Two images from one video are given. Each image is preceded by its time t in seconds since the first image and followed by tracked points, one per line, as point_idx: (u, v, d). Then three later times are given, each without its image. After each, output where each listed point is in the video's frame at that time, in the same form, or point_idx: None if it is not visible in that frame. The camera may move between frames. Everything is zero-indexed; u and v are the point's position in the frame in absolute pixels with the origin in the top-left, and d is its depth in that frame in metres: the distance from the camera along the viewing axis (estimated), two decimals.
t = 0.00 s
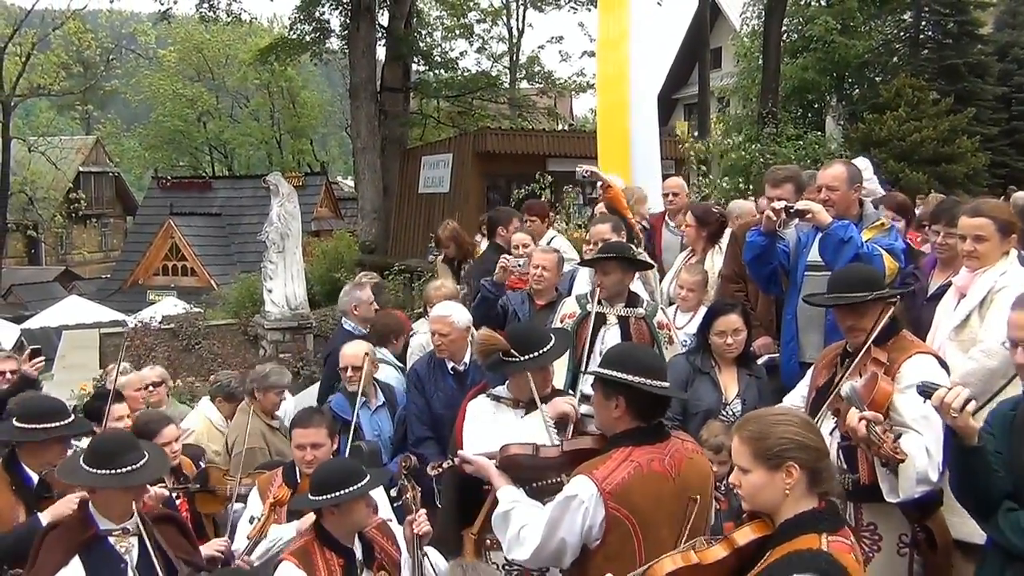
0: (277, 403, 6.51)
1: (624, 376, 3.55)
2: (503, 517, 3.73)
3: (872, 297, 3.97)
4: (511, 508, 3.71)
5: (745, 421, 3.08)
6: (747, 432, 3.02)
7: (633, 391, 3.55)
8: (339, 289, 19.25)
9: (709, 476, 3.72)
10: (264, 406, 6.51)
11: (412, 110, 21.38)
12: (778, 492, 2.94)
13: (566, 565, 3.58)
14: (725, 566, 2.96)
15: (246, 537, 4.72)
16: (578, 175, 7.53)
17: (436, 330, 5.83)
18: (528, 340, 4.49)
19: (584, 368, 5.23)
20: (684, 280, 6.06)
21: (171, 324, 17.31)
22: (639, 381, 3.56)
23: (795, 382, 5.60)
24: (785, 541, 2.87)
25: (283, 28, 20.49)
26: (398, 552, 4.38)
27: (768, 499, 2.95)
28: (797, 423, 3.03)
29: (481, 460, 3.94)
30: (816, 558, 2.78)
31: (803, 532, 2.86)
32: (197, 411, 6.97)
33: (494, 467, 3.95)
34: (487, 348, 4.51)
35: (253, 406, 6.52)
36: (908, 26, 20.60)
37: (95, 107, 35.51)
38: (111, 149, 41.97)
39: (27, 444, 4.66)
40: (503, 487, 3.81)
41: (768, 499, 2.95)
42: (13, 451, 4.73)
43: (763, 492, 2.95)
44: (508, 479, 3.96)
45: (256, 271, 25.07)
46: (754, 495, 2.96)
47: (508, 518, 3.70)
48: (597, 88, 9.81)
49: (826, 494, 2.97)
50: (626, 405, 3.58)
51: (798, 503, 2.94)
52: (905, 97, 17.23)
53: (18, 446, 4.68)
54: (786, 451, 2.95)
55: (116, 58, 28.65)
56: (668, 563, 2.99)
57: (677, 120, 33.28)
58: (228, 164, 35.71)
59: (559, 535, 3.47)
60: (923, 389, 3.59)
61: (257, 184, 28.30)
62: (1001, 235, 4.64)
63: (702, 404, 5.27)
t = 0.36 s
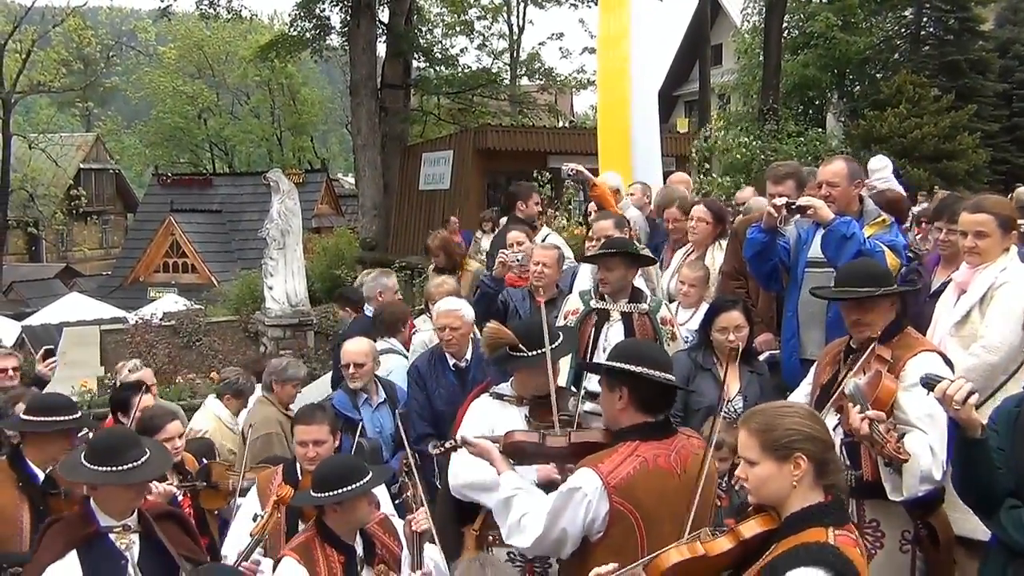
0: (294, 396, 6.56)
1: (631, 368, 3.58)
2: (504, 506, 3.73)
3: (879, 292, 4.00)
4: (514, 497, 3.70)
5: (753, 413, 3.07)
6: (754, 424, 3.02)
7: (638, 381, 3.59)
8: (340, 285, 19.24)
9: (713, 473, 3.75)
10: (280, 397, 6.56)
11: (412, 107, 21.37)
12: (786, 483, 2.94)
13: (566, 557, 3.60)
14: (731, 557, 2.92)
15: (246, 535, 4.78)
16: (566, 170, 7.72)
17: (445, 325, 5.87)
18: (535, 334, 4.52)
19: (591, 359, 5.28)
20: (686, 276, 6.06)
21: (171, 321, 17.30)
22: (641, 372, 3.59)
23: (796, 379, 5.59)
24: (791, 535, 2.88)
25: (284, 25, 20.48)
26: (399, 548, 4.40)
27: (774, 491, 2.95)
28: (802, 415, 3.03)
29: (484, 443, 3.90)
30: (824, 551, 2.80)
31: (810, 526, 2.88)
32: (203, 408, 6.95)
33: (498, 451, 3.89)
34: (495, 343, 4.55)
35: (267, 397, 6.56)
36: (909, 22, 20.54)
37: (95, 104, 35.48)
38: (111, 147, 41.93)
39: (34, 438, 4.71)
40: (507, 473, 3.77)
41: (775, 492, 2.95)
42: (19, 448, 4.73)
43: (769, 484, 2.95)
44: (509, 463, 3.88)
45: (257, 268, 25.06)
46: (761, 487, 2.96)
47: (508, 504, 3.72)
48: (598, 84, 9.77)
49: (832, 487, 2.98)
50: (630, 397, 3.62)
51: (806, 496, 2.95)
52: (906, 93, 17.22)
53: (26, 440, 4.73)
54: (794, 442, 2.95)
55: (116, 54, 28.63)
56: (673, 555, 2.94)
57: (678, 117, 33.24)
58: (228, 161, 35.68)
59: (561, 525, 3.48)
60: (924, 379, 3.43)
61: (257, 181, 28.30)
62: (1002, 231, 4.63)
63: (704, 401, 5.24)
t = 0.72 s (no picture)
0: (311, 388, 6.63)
1: (612, 365, 3.62)
2: (498, 505, 3.68)
3: (875, 287, 3.98)
4: (509, 497, 3.67)
5: (759, 413, 3.08)
6: (765, 426, 3.02)
7: (632, 378, 3.60)
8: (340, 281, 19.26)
9: (714, 471, 3.77)
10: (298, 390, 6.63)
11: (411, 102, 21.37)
12: (795, 483, 2.97)
13: (567, 557, 3.60)
14: (738, 561, 3.01)
15: (246, 531, 4.75)
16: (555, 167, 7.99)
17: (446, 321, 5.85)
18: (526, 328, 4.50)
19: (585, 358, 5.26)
20: (685, 270, 6.06)
21: (171, 317, 17.29)
22: (638, 368, 3.62)
23: (794, 376, 5.57)
24: (803, 534, 2.89)
25: (282, 21, 20.45)
26: (398, 544, 4.40)
27: (784, 490, 2.97)
28: (809, 414, 3.06)
29: (476, 441, 3.91)
30: (838, 551, 2.83)
31: (822, 525, 2.89)
32: (207, 406, 6.94)
33: (490, 450, 3.91)
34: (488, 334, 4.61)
35: (286, 392, 6.61)
36: (908, 17, 20.53)
37: (94, 99, 35.43)
38: (110, 143, 41.92)
39: (24, 432, 4.67)
40: (501, 473, 3.77)
41: (784, 491, 2.97)
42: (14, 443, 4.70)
43: (778, 484, 2.97)
44: (505, 463, 3.92)
45: (256, 264, 25.08)
46: (771, 487, 2.97)
47: (503, 504, 3.68)
48: (597, 81, 9.78)
49: (833, 485, 3.03)
50: (628, 396, 3.64)
51: (813, 494, 2.98)
52: (905, 89, 17.24)
53: (17, 435, 4.68)
54: (806, 443, 2.99)
55: (115, 50, 28.60)
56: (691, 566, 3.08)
57: (677, 113, 33.23)
58: (227, 157, 35.72)
59: (561, 527, 3.47)
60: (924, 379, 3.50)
61: (256, 177, 28.27)
62: (1001, 226, 4.63)
63: (703, 396, 5.27)
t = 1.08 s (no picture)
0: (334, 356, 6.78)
1: (616, 350, 3.58)
2: (497, 486, 3.75)
3: (875, 271, 3.96)
4: (507, 479, 3.72)
5: (757, 399, 3.05)
6: (763, 412, 3.00)
7: (632, 363, 3.57)
8: (339, 271, 19.23)
9: (712, 455, 3.79)
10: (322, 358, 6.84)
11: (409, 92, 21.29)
12: (793, 469, 2.96)
13: (563, 539, 3.65)
14: (735, 544, 2.98)
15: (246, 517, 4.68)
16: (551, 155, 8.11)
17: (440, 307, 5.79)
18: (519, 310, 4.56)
19: (584, 345, 5.20)
20: (685, 257, 6.04)
21: (169, 307, 17.25)
22: (636, 353, 3.59)
23: (791, 361, 5.56)
24: (801, 515, 2.91)
25: (280, 10, 20.35)
26: (395, 529, 4.38)
27: (781, 474, 2.96)
28: (807, 399, 3.03)
29: (477, 423, 3.90)
30: (836, 533, 2.85)
31: (819, 506, 2.92)
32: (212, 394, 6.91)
33: (492, 433, 3.91)
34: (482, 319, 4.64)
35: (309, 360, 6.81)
36: (909, 5, 20.39)
37: (91, 90, 35.27)
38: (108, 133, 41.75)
39: (16, 423, 4.71)
40: (500, 455, 3.80)
41: (782, 476, 2.96)
42: (6, 432, 4.68)
43: (777, 469, 2.95)
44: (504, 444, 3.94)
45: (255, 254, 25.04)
46: (769, 473, 2.96)
47: (502, 486, 3.73)
48: (596, 71, 9.65)
49: (829, 468, 3.03)
50: (627, 380, 3.62)
51: (809, 478, 2.98)
52: (904, 77, 17.16)
53: (8, 426, 4.69)
54: (805, 429, 2.98)
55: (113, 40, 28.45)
56: (689, 551, 3.02)
57: (676, 102, 33.12)
58: (225, 148, 35.64)
59: (558, 508, 3.52)
60: (921, 365, 3.42)
61: (254, 167, 28.21)
62: (1004, 211, 4.61)
63: (703, 381, 5.26)
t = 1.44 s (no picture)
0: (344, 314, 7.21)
1: (618, 308, 3.63)
2: (500, 450, 3.78)
3: (875, 230, 3.96)
4: (510, 442, 3.76)
5: (762, 355, 3.06)
6: (769, 368, 3.01)
7: (639, 320, 3.62)
8: (338, 235, 19.17)
9: (714, 414, 3.83)
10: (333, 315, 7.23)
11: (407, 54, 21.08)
12: (794, 427, 2.98)
13: (567, 498, 3.69)
14: (733, 498, 3.00)
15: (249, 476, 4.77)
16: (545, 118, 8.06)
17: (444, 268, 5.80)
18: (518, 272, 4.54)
19: (583, 304, 5.23)
20: (686, 218, 6.03)
21: (169, 272, 17.27)
22: (638, 310, 3.63)
23: (792, 322, 5.58)
24: (797, 471, 2.93)
25: None
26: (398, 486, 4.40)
27: (781, 432, 2.99)
28: (811, 357, 3.04)
29: (480, 388, 3.91)
30: (828, 487, 2.87)
31: (814, 462, 2.93)
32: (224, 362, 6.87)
33: (494, 396, 3.94)
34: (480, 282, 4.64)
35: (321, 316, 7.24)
36: None
37: (85, 54, 34.92)
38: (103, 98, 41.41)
39: (27, 383, 4.71)
40: (502, 418, 3.84)
41: (781, 434, 2.99)
42: (14, 395, 4.77)
43: (778, 427, 2.98)
44: (507, 408, 3.96)
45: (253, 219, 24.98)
46: (770, 430, 2.99)
47: (504, 449, 3.77)
48: (596, 31, 9.47)
49: (831, 427, 3.04)
50: (629, 338, 3.67)
51: (810, 435, 3.00)
52: (907, 37, 16.94)
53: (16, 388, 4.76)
54: (812, 389, 2.99)
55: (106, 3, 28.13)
56: (680, 499, 2.99)
57: (676, 64, 32.78)
58: (222, 113, 35.38)
59: (561, 467, 3.56)
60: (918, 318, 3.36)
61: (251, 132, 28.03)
62: (1009, 169, 4.58)
63: (702, 341, 5.27)
